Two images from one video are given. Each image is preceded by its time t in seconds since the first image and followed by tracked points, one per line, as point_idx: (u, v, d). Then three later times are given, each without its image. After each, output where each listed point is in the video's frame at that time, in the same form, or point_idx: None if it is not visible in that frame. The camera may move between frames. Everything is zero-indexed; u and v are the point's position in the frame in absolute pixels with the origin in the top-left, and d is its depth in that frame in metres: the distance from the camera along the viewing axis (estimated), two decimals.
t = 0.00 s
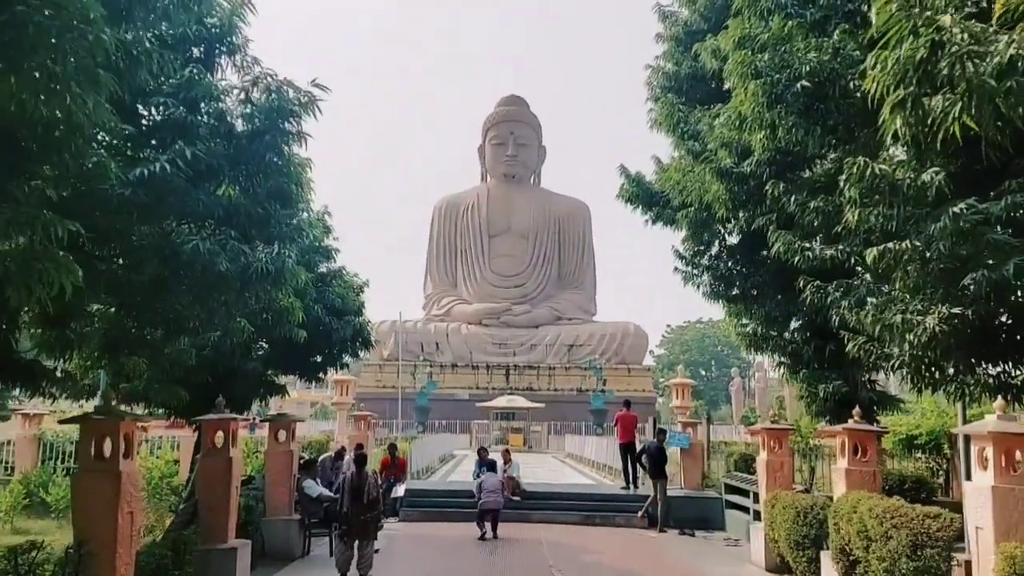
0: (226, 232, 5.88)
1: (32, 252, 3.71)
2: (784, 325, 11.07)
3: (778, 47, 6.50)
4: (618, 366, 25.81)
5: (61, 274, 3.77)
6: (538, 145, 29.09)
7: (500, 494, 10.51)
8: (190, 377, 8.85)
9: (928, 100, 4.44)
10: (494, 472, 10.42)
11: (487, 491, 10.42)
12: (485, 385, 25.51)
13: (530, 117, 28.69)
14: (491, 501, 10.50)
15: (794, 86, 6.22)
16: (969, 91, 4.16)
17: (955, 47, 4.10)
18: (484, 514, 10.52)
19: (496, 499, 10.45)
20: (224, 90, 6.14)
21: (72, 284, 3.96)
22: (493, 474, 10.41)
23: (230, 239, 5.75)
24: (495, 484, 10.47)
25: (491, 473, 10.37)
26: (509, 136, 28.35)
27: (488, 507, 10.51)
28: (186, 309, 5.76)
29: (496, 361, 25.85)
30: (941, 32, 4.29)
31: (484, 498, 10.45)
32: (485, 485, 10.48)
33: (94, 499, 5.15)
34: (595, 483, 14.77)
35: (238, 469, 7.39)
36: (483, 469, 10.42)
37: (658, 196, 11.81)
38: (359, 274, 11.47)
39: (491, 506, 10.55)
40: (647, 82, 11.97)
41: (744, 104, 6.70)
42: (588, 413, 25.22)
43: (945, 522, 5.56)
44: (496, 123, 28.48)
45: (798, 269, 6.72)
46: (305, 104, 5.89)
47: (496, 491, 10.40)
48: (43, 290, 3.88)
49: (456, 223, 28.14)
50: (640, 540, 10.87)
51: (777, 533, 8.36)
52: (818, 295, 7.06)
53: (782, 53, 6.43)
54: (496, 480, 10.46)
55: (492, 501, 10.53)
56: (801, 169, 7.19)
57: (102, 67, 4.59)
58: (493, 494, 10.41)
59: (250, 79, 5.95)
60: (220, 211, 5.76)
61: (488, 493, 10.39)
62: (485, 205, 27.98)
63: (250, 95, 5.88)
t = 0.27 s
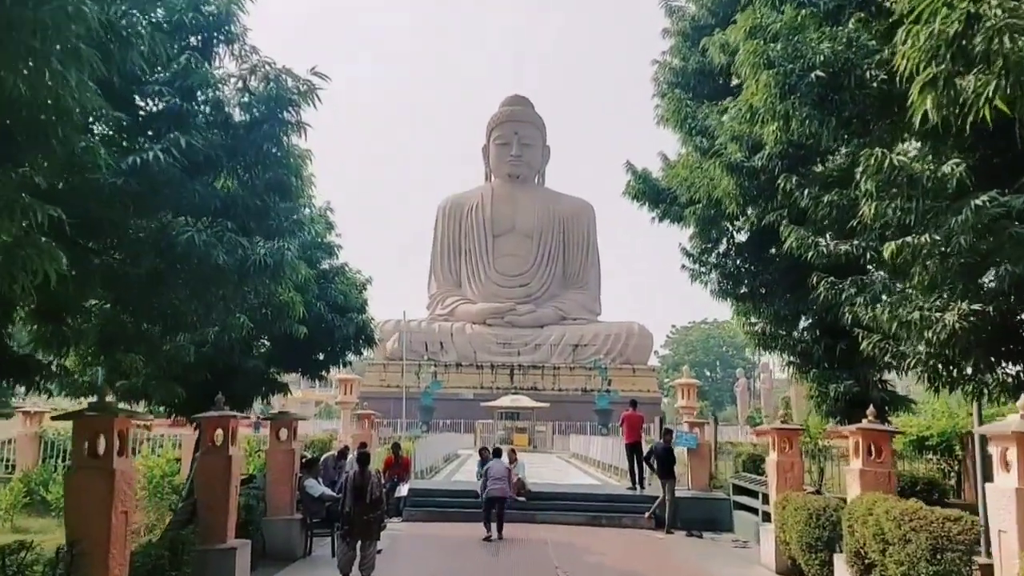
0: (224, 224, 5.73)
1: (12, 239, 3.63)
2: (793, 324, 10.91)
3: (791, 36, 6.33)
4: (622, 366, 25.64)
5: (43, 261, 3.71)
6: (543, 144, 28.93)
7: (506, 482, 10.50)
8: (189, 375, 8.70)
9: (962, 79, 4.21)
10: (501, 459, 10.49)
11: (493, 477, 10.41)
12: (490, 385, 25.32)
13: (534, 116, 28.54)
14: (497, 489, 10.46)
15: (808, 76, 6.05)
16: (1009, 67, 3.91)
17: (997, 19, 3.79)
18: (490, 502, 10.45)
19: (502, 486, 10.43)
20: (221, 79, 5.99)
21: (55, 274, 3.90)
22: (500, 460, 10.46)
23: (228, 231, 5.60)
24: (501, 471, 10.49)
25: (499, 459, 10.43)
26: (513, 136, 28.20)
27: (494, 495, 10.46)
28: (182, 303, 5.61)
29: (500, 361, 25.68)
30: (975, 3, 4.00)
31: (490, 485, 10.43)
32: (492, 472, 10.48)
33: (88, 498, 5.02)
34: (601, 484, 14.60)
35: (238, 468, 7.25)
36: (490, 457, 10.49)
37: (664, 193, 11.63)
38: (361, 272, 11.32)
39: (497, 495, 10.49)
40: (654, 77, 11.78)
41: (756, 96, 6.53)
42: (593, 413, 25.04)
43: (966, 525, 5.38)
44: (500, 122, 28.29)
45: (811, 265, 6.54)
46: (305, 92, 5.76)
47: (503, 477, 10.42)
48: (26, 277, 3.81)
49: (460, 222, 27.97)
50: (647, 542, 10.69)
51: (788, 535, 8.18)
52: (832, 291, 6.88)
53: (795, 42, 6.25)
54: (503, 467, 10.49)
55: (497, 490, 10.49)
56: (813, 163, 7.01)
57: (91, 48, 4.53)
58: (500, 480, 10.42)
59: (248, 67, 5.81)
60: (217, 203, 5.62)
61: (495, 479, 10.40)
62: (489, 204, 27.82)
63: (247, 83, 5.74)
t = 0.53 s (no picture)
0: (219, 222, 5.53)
1: None
2: (803, 324, 10.69)
3: (805, 25, 6.13)
4: (628, 367, 25.42)
5: (21, 257, 3.59)
6: (546, 145, 28.71)
7: (513, 479, 10.33)
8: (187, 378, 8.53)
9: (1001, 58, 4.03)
10: (509, 454, 10.40)
11: (501, 472, 10.28)
12: (494, 387, 25.11)
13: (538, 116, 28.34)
14: (504, 485, 10.31)
15: (823, 66, 5.85)
16: None
17: None
18: (497, 498, 10.27)
19: (510, 482, 10.29)
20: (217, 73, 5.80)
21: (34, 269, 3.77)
22: (508, 455, 10.37)
23: (222, 229, 5.40)
24: (508, 467, 10.36)
25: (506, 454, 10.33)
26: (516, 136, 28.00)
27: (501, 491, 10.30)
28: (176, 304, 5.42)
29: (505, 362, 25.48)
30: None
31: (497, 480, 10.28)
32: (499, 467, 10.35)
33: (77, 507, 4.85)
34: (607, 487, 14.38)
35: (236, 473, 7.06)
36: (497, 453, 10.39)
37: (671, 190, 11.42)
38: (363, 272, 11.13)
39: (504, 492, 10.33)
40: (660, 72, 11.56)
41: (768, 87, 6.33)
42: (598, 414, 24.82)
43: (991, 531, 5.16)
44: (503, 122, 28.08)
45: (827, 261, 6.32)
46: (302, 85, 5.53)
47: (510, 471, 10.29)
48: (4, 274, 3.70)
49: (464, 222, 27.78)
50: (655, 546, 10.48)
51: (801, 540, 7.96)
52: (849, 288, 6.66)
53: (809, 31, 6.05)
54: (510, 462, 10.37)
55: (504, 487, 10.32)
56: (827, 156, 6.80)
57: (68, 26, 4.47)
58: (507, 476, 10.28)
59: (243, 59, 5.60)
60: (211, 199, 5.42)
61: (502, 474, 10.27)
62: (493, 205, 27.61)
63: (242, 76, 5.54)
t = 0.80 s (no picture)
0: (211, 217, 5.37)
1: None
2: (809, 319, 10.51)
3: (815, 10, 5.96)
4: (631, 366, 25.24)
5: None
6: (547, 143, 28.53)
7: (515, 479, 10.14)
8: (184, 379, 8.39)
9: None
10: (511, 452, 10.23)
11: (503, 471, 10.11)
12: (496, 387, 24.94)
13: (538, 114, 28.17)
14: (507, 484, 10.13)
15: (833, 52, 5.69)
16: None
17: None
18: (501, 497, 10.10)
19: (512, 481, 10.12)
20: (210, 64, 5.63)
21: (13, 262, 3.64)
22: (509, 454, 10.20)
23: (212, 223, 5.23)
24: (511, 466, 10.19)
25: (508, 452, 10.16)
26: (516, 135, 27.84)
27: (504, 490, 10.12)
28: (168, 302, 5.25)
29: (507, 362, 25.31)
30: None
31: (500, 479, 10.11)
32: (501, 467, 10.19)
33: (67, 513, 4.73)
34: (612, 487, 14.20)
35: (232, 477, 6.89)
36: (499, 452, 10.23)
37: (675, 185, 11.24)
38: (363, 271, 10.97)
39: (507, 491, 10.15)
40: (663, 65, 11.39)
41: (777, 75, 6.16)
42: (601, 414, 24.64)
43: (1013, 531, 4.98)
44: (504, 121, 27.92)
45: (837, 254, 6.13)
46: (296, 74, 5.35)
47: (512, 470, 10.11)
48: None
49: (465, 222, 27.62)
50: (661, 546, 10.31)
51: (812, 540, 7.78)
52: (861, 282, 6.47)
53: (819, 16, 5.88)
54: (512, 461, 10.19)
55: (507, 486, 10.16)
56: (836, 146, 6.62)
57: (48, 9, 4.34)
58: (510, 474, 10.12)
59: (235, 49, 5.42)
60: (202, 193, 5.25)
61: (504, 473, 10.10)
62: (494, 204, 27.44)
63: (235, 66, 5.36)
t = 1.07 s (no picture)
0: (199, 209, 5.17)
1: None
2: (814, 320, 10.32)
3: None
4: (631, 368, 25.05)
5: None
6: (548, 143, 28.35)
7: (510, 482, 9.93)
8: (178, 378, 8.22)
9: None
10: (505, 454, 10.03)
11: (497, 474, 9.92)
12: (496, 388, 24.75)
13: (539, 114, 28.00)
14: (502, 487, 9.96)
15: (845, 41, 5.50)
16: None
17: None
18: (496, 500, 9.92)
19: (506, 484, 9.94)
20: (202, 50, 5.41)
21: None
22: (503, 456, 10.00)
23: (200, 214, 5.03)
24: (505, 469, 9.96)
25: (501, 455, 9.97)
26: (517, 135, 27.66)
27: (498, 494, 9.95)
28: (155, 297, 5.06)
29: (507, 363, 25.13)
30: None
31: (494, 482, 9.93)
32: (496, 470, 9.99)
33: (46, 516, 4.56)
34: (612, 490, 14.01)
35: (223, 479, 6.70)
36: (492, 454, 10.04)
37: (678, 183, 11.05)
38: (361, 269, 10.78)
39: (502, 495, 9.98)
40: (666, 61, 11.20)
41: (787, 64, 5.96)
42: (601, 416, 24.45)
43: None
44: (504, 122, 27.75)
45: (847, 249, 5.93)
46: (288, 61, 5.12)
47: (506, 473, 9.92)
48: None
49: (465, 222, 27.43)
50: (663, 551, 10.11)
51: (818, 545, 7.58)
52: (872, 279, 6.28)
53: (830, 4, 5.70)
54: (506, 463, 10.00)
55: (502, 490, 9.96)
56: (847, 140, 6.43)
57: None
58: (503, 477, 9.93)
59: (227, 34, 5.20)
60: (189, 183, 5.06)
61: (498, 476, 9.92)
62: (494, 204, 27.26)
63: (226, 53, 5.15)
